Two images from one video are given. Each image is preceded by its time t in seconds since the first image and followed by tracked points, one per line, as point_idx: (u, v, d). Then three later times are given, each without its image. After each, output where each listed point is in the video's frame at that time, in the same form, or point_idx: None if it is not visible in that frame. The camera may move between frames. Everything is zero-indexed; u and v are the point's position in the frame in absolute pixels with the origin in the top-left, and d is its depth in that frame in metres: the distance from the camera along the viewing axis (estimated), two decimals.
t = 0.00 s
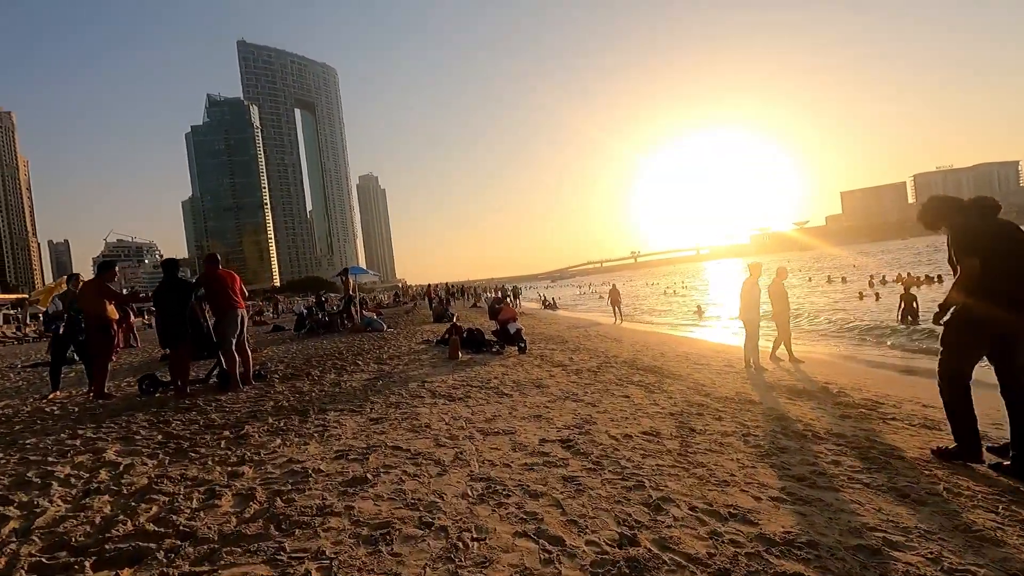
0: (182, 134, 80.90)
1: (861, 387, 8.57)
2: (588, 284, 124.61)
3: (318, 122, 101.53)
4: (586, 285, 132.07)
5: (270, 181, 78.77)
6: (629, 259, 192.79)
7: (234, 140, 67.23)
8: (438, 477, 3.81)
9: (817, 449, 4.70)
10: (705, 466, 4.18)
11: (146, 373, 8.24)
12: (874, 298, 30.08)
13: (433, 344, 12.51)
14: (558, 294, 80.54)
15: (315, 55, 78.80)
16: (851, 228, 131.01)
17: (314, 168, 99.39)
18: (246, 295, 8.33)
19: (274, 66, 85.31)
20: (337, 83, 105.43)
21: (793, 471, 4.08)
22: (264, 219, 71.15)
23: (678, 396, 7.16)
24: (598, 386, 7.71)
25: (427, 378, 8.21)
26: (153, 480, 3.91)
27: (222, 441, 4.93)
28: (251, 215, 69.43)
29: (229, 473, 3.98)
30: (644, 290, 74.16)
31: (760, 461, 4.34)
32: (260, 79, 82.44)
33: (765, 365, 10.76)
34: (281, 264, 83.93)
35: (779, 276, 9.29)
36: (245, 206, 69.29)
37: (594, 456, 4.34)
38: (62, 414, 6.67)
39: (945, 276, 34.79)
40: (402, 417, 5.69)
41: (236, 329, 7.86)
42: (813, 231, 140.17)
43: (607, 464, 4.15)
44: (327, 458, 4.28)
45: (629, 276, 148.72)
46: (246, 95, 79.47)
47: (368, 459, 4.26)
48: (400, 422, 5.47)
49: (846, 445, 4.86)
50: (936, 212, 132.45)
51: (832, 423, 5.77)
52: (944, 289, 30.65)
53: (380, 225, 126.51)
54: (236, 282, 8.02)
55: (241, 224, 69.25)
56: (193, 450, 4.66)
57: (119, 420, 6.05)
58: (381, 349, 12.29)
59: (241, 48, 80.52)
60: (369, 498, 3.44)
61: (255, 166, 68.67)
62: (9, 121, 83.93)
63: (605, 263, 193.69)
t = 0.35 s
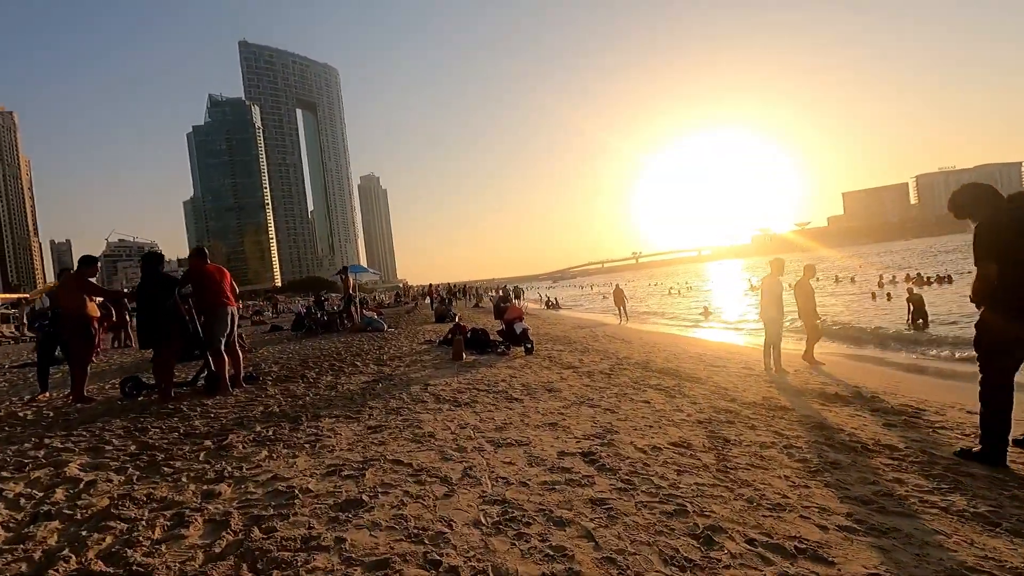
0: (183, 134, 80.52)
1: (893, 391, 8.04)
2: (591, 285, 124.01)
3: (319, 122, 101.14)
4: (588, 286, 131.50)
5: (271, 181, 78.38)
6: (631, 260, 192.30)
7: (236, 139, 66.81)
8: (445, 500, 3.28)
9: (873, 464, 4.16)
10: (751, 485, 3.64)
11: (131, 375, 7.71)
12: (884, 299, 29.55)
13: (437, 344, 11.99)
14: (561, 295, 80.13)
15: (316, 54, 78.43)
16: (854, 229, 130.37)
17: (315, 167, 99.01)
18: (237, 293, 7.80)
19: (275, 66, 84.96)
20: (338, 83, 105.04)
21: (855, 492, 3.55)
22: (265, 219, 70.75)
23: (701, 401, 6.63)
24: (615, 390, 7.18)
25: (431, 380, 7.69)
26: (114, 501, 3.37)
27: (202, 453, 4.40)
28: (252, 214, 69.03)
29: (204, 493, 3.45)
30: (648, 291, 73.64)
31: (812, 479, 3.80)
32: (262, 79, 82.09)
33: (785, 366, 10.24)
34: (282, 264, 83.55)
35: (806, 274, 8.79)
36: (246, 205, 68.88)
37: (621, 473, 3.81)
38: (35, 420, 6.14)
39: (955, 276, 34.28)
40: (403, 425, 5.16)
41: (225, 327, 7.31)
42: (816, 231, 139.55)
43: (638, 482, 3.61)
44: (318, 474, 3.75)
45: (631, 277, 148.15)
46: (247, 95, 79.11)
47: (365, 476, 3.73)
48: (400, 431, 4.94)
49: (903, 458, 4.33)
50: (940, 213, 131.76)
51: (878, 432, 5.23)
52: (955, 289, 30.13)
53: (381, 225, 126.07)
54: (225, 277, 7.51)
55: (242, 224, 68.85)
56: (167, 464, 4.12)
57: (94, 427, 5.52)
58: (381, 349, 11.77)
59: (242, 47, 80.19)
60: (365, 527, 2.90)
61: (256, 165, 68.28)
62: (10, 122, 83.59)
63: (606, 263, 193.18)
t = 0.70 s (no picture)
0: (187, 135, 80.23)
1: (935, 399, 7.48)
2: (596, 285, 123.33)
3: (322, 122, 100.76)
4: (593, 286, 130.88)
5: (275, 181, 78.09)
6: (636, 259, 191.48)
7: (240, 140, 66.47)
8: (461, 548, 2.76)
9: (951, 495, 3.63)
10: (819, 523, 3.12)
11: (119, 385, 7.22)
12: (900, 297, 28.86)
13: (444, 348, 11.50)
14: (564, 294, 79.56)
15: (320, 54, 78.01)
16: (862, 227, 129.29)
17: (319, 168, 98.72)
18: (231, 295, 7.31)
19: (279, 66, 84.60)
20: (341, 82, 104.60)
21: (944, 535, 3.01)
22: (270, 219, 70.47)
23: (733, 413, 6.10)
24: (638, 400, 6.64)
25: (438, 390, 7.18)
26: (73, 547, 2.85)
27: (183, 480, 3.89)
28: (256, 215, 68.74)
29: (178, 537, 2.93)
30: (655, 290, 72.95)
31: (887, 516, 3.28)
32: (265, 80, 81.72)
33: (812, 371, 9.68)
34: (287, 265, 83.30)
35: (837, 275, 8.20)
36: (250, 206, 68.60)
37: (664, 508, 3.29)
38: (11, 436, 5.66)
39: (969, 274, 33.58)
40: (410, 444, 4.64)
41: (218, 333, 6.81)
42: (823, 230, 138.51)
43: (687, 521, 3.09)
44: (313, 511, 3.24)
45: (636, 276, 147.51)
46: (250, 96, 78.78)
47: (367, 513, 3.21)
48: (406, 452, 4.43)
49: (981, 487, 3.80)
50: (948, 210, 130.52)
51: (938, 451, 4.70)
52: (973, 287, 29.40)
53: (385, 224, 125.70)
54: (218, 280, 7.01)
55: (246, 224, 68.59)
56: (141, 494, 3.61)
57: (70, 445, 5.02)
58: (386, 354, 11.26)
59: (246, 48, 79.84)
60: None
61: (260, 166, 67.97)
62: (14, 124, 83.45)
63: (610, 262, 192.34)
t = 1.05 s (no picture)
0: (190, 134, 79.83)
1: (986, 408, 6.89)
2: (601, 284, 122.70)
3: (326, 120, 100.26)
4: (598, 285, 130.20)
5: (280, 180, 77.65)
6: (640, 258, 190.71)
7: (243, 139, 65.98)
8: None
9: None
10: None
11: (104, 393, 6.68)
12: (917, 296, 28.18)
13: (451, 349, 10.93)
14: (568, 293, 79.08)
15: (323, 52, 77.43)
16: (869, 225, 128.20)
17: (323, 167, 98.34)
18: (223, 295, 6.77)
19: (282, 65, 84.03)
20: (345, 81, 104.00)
21: None
22: (274, 218, 70.10)
23: (772, 425, 5.55)
24: (666, 411, 6.07)
25: (447, 398, 6.62)
26: None
27: (155, 515, 3.32)
28: (260, 214, 68.35)
29: None
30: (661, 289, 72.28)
31: (995, 566, 2.72)
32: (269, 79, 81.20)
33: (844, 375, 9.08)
34: (291, 264, 83.01)
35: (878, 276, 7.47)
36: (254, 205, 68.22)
37: (726, 554, 2.74)
38: None
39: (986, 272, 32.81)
40: (418, 466, 4.10)
41: (209, 336, 6.26)
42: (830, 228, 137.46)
43: None
44: (305, 559, 2.70)
45: (641, 275, 146.86)
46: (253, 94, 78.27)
47: (368, 566, 2.63)
48: (414, 476, 3.89)
49: None
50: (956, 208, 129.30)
51: (1018, 474, 4.14)
52: (992, 285, 28.68)
53: (389, 223, 125.26)
54: (209, 279, 6.47)
55: (250, 223, 68.25)
56: (103, 533, 3.07)
57: (39, 465, 4.49)
58: (390, 356, 10.72)
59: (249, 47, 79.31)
60: None
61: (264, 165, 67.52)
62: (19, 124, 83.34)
63: (614, 260, 191.66)
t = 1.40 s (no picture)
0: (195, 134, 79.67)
1: None
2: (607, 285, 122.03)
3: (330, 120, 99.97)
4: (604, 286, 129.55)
5: (284, 180, 77.28)
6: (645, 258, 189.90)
7: (248, 139, 65.53)
8: None
9: None
10: None
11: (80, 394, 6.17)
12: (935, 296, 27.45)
13: (456, 349, 10.38)
14: (572, 294, 78.62)
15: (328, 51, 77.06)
16: (877, 226, 127.08)
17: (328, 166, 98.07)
18: (209, 288, 6.24)
19: (287, 65, 83.75)
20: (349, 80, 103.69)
21: None
22: (278, 218, 69.70)
23: (814, 434, 4.98)
24: (692, 417, 5.51)
25: (452, 401, 6.09)
26: None
27: (105, 543, 2.78)
28: (264, 213, 68.00)
29: None
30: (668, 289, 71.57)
31: None
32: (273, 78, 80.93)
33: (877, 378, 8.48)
34: (295, 264, 82.72)
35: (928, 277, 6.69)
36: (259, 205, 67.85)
37: None
38: None
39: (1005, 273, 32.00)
40: (420, 481, 3.55)
41: (192, 333, 5.73)
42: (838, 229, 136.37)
43: None
44: None
45: (647, 276, 146.15)
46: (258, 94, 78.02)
47: None
48: (415, 494, 3.33)
49: None
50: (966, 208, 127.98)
51: None
52: (1012, 285, 27.90)
53: (393, 223, 124.92)
54: (193, 271, 5.94)
55: (255, 223, 67.96)
56: (36, 565, 2.53)
57: None
58: (393, 356, 10.19)
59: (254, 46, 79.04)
60: None
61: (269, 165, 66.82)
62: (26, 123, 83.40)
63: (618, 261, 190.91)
